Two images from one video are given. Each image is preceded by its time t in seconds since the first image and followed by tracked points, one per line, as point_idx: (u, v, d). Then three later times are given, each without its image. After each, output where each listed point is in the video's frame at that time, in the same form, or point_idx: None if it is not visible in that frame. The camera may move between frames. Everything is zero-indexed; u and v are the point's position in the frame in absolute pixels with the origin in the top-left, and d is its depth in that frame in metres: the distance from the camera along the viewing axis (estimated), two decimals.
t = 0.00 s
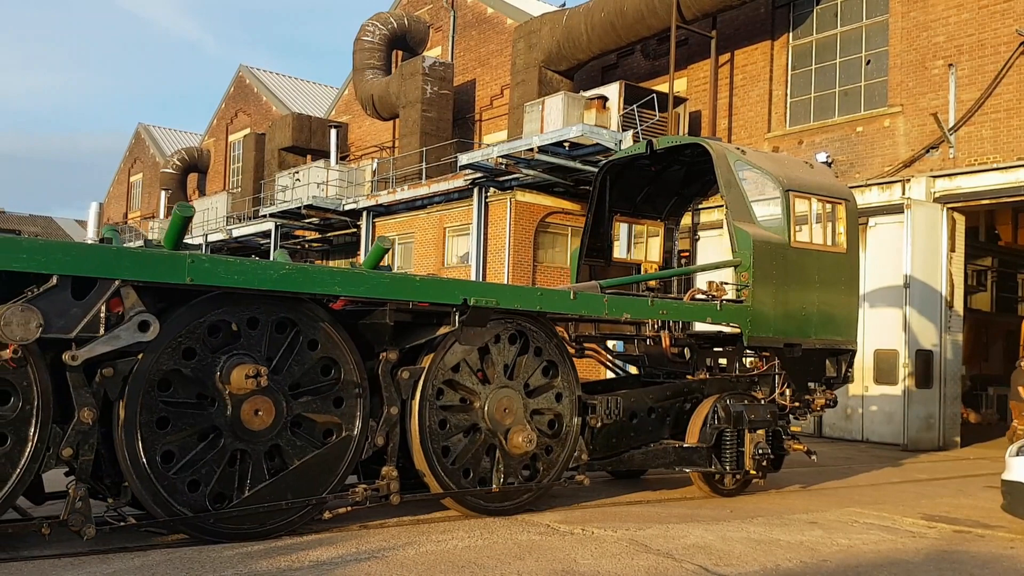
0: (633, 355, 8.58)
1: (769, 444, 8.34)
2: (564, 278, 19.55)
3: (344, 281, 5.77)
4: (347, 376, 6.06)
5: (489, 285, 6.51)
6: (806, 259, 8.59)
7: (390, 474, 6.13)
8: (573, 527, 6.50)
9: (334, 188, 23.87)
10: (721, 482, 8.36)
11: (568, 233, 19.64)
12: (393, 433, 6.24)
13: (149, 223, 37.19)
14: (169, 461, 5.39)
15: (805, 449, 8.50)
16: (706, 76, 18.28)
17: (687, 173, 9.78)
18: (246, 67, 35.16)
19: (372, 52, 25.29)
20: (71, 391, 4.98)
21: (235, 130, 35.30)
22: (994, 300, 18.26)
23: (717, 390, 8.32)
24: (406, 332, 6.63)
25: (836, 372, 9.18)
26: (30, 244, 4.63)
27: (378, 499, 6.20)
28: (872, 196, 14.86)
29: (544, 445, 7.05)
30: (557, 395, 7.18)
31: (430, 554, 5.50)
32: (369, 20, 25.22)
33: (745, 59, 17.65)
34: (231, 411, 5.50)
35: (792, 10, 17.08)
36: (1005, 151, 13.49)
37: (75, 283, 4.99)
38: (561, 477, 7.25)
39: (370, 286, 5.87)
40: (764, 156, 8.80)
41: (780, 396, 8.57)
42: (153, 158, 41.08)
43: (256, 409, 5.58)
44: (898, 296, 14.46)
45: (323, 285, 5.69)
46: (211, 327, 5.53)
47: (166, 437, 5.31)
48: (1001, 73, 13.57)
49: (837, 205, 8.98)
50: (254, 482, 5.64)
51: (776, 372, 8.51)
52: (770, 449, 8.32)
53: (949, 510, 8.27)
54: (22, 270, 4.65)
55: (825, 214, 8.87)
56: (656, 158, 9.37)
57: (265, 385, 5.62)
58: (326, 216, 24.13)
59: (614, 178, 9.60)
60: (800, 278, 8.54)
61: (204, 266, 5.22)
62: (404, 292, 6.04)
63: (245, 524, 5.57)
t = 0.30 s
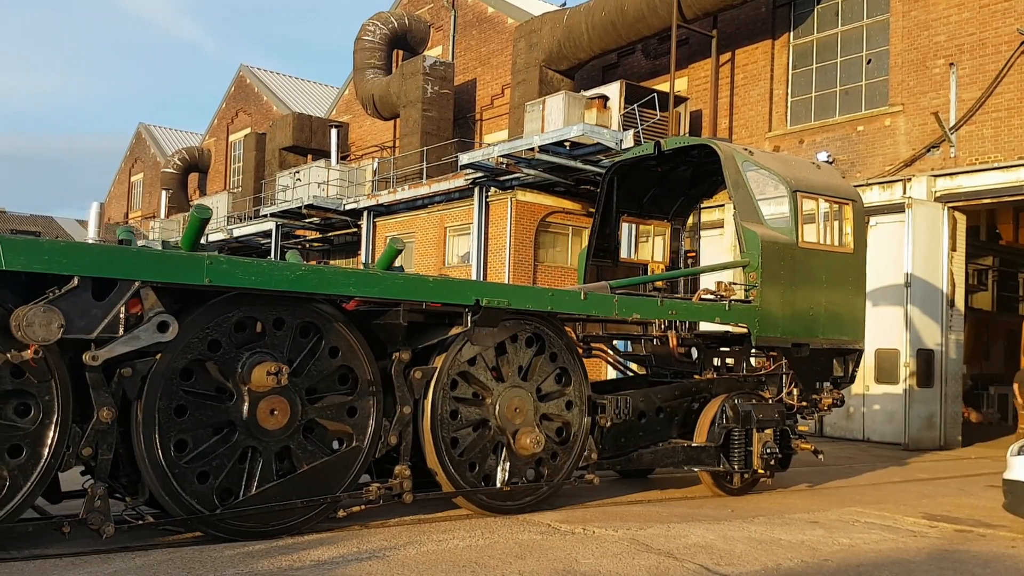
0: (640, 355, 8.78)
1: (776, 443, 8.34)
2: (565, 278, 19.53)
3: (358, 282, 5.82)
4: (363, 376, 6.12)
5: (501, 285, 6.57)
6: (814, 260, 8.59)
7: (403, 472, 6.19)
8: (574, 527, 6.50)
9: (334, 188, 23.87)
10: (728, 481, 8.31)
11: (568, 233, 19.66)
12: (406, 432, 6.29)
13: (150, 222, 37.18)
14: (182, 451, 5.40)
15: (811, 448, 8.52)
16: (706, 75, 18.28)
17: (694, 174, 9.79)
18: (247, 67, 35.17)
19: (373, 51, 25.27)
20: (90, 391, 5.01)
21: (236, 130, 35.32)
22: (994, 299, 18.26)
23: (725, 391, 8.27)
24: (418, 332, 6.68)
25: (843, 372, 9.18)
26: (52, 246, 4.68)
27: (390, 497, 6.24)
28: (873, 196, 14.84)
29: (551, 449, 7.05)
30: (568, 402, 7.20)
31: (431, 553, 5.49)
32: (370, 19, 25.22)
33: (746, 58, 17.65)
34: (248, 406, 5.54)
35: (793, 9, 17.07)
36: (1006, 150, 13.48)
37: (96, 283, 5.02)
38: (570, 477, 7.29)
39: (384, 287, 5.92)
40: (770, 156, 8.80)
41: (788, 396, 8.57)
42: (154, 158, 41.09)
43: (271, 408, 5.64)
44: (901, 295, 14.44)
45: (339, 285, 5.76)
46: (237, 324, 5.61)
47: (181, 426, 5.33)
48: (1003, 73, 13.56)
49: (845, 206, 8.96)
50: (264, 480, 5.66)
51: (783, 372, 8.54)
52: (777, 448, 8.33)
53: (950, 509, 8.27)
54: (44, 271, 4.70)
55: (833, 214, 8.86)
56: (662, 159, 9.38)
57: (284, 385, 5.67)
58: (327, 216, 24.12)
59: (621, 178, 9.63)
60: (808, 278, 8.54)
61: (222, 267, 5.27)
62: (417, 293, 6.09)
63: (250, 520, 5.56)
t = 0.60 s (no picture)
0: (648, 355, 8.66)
1: (786, 442, 8.32)
2: (567, 277, 19.50)
3: (373, 283, 5.86)
4: (375, 373, 6.18)
5: (513, 286, 6.61)
6: (823, 259, 8.59)
7: (416, 472, 6.23)
8: (577, 526, 6.50)
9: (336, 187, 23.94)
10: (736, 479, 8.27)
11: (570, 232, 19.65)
12: (419, 431, 6.34)
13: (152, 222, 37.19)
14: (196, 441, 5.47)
15: (820, 447, 8.51)
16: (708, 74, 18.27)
17: (702, 174, 9.79)
18: (249, 67, 35.18)
19: (374, 51, 25.26)
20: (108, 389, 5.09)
21: (238, 130, 35.34)
22: (996, 297, 18.26)
23: (734, 390, 8.30)
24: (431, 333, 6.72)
25: (851, 371, 9.16)
26: (73, 248, 4.74)
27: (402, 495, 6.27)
28: (875, 194, 14.86)
29: (558, 453, 7.06)
30: (578, 410, 7.22)
31: (433, 553, 5.49)
32: (372, 19, 25.22)
33: (748, 57, 17.64)
34: (265, 402, 5.62)
35: (795, 8, 17.04)
36: (1008, 148, 13.45)
37: (115, 285, 5.06)
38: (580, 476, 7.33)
39: (398, 288, 5.96)
40: (778, 156, 8.80)
41: (797, 395, 8.60)
42: (156, 158, 41.12)
43: (286, 408, 5.70)
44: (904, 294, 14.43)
45: (354, 286, 5.79)
46: (263, 322, 5.72)
47: (199, 415, 5.42)
48: (1005, 71, 13.53)
49: (853, 206, 8.94)
50: (273, 479, 5.68)
51: (792, 371, 8.57)
52: (787, 447, 8.32)
53: (953, 508, 8.26)
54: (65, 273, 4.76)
55: (841, 214, 8.86)
56: (670, 159, 9.37)
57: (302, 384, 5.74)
58: (329, 216, 24.11)
59: (629, 178, 9.61)
60: (816, 278, 8.54)
61: (241, 269, 5.33)
62: (431, 294, 6.13)
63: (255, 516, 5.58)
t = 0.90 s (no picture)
0: (655, 353, 8.45)
1: (793, 440, 8.36)
2: (569, 276, 19.49)
3: (386, 281, 5.90)
4: (385, 369, 6.18)
5: (524, 284, 6.63)
6: (831, 258, 8.58)
7: (428, 469, 6.25)
8: (578, 524, 6.49)
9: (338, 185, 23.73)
10: (744, 476, 8.22)
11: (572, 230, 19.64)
12: (430, 429, 6.36)
13: (154, 220, 37.20)
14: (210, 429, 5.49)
15: (827, 443, 8.55)
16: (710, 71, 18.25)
17: (708, 173, 9.80)
18: (251, 65, 35.19)
19: (376, 49, 25.26)
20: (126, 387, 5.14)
21: (240, 128, 35.36)
22: (998, 295, 18.24)
23: (742, 388, 8.27)
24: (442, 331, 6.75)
25: (859, 369, 9.14)
26: (92, 248, 4.78)
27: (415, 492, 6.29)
28: (878, 191, 14.86)
29: (565, 454, 7.04)
30: (588, 415, 7.21)
31: (435, 551, 5.49)
32: (373, 17, 25.21)
33: (750, 54, 17.63)
34: (280, 397, 5.64)
35: (797, 5, 17.02)
36: (1011, 145, 13.41)
37: (134, 284, 5.10)
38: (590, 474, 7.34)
39: (411, 287, 5.99)
40: (785, 155, 8.77)
41: (803, 393, 8.65)
42: (158, 156, 41.15)
43: (300, 406, 5.72)
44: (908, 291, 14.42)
45: (368, 285, 5.83)
46: (285, 319, 5.78)
47: (216, 404, 5.44)
48: (1007, 68, 13.50)
49: (859, 204, 8.93)
50: (281, 475, 5.67)
51: (801, 368, 8.52)
52: (794, 445, 8.35)
53: (955, 506, 8.25)
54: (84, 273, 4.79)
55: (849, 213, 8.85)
56: (678, 158, 9.36)
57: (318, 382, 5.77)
58: (330, 214, 24.11)
59: (637, 177, 9.57)
60: (824, 277, 8.53)
61: (257, 268, 5.37)
62: (443, 292, 6.16)
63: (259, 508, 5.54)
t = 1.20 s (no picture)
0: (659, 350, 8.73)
1: (797, 436, 8.31)
2: (569, 272, 19.47)
3: (395, 280, 5.91)
4: (391, 366, 6.20)
5: (532, 282, 6.63)
6: (835, 255, 8.57)
7: (436, 465, 6.29)
8: (578, 520, 6.49)
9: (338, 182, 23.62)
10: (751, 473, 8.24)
11: (572, 226, 19.62)
12: (438, 425, 6.38)
13: (153, 218, 37.16)
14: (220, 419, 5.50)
15: (831, 439, 8.54)
16: (710, 68, 18.24)
17: (712, 170, 9.79)
18: (251, 62, 35.16)
19: (375, 46, 25.23)
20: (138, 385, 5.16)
21: (239, 125, 35.32)
22: (998, 291, 18.25)
23: (746, 384, 8.27)
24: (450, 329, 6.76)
25: (863, 366, 9.12)
26: (104, 245, 4.76)
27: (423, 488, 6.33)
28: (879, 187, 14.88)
29: (568, 454, 7.04)
30: (593, 416, 7.21)
31: (435, 548, 5.49)
32: (373, 13, 25.17)
33: (750, 50, 17.60)
34: (291, 392, 5.65)
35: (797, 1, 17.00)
36: (1011, 141, 13.38)
37: (146, 281, 5.09)
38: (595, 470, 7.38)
39: (420, 284, 5.98)
40: (790, 152, 8.75)
41: (808, 389, 8.60)
42: (158, 153, 41.10)
43: (310, 402, 5.73)
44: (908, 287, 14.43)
45: (377, 283, 5.83)
46: (300, 317, 5.82)
47: (228, 394, 5.45)
48: (1007, 64, 13.47)
49: (863, 201, 8.91)
50: (287, 469, 5.67)
51: (804, 365, 8.55)
52: (798, 441, 8.30)
53: (955, 502, 8.24)
54: (97, 271, 4.77)
55: (853, 210, 8.83)
56: (683, 156, 9.35)
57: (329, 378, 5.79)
58: (330, 211, 24.08)
59: (641, 174, 9.60)
60: (828, 273, 8.53)
61: (267, 266, 5.37)
62: (452, 290, 6.15)
63: (262, 501, 5.52)
